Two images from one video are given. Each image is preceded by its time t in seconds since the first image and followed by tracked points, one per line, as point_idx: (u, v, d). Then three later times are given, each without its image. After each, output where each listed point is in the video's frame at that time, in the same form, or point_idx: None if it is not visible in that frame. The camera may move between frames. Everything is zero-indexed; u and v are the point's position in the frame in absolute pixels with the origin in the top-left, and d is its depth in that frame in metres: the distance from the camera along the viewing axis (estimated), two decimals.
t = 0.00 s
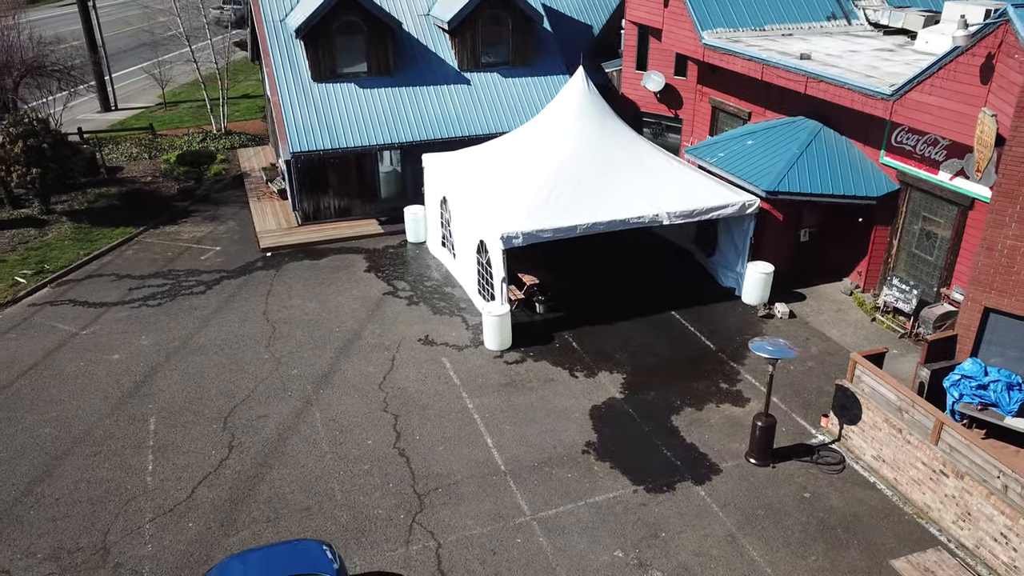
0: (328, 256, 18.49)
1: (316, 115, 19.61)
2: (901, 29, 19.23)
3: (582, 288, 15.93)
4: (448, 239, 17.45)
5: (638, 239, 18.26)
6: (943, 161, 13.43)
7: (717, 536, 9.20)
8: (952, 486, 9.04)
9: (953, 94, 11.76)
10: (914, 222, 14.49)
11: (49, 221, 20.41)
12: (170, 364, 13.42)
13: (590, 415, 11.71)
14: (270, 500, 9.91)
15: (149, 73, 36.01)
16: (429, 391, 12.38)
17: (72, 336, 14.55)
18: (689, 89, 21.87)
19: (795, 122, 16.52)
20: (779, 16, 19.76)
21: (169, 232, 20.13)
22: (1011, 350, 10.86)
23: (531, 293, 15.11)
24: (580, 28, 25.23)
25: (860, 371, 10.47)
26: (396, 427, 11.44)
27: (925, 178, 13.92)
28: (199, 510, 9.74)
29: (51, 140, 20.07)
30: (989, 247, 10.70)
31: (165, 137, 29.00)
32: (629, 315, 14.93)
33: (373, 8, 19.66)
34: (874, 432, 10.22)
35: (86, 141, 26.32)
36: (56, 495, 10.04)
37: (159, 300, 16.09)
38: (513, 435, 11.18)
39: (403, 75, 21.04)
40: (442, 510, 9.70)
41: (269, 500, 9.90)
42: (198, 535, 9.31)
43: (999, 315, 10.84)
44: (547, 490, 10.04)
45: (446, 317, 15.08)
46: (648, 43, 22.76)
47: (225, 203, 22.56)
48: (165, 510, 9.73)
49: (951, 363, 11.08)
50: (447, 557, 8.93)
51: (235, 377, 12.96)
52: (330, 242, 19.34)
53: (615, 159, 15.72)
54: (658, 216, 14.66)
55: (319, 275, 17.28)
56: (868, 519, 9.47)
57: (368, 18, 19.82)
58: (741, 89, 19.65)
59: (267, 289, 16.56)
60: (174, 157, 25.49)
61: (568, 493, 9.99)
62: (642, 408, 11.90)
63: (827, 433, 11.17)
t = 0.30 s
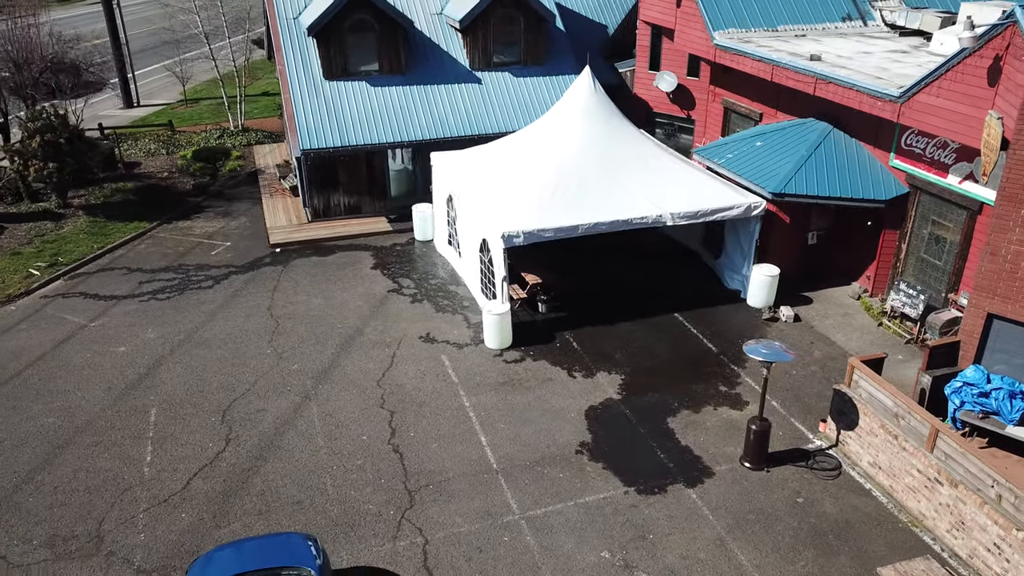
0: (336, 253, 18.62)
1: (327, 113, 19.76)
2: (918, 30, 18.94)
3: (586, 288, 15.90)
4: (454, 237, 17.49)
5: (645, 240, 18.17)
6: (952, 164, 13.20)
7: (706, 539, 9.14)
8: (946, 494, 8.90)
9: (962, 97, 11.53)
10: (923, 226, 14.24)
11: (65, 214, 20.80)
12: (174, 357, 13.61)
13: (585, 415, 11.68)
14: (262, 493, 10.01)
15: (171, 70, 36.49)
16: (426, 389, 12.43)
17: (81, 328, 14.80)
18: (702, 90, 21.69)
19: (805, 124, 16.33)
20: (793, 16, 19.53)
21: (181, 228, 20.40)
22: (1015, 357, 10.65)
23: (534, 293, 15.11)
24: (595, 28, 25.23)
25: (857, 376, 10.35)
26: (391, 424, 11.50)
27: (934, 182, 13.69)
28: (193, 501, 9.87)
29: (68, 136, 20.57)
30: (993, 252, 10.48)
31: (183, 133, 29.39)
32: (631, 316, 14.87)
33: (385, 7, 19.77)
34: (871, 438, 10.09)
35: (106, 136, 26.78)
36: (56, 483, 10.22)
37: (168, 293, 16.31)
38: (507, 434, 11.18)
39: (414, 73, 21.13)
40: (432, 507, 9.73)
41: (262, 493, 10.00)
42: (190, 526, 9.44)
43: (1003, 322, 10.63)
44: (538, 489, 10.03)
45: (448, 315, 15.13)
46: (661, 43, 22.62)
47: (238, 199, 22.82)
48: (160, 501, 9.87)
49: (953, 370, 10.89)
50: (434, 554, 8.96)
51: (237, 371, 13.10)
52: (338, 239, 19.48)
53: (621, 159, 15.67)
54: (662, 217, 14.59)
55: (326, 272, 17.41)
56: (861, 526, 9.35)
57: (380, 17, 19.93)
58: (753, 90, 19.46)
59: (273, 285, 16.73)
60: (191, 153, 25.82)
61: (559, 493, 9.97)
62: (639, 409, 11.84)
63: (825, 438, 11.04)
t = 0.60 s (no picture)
0: (343, 249, 18.76)
1: (337, 111, 19.91)
2: (933, 31, 18.62)
3: (587, 288, 15.88)
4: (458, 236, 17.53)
5: (651, 241, 18.09)
6: (960, 168, 12.96)
7: (693, 542, 9.11)
8: (938, 502, 8.78)
9: (967, 99, 11.35)
10: (931, 230, 14.03)
11: (81, 208, 21.17)
12: (178, 350, 13.81)
13: (580, 414, 11.67)
14: (255, 486, 10.13)
15: (191, 67, 36.92)
16: (423, 385, 12.49)
17: (89, 320, 15.06)
18: (714, 91, 21.52)
19: (813, 125, 16.15)
20: (806, 17, 19.31)
21: (193, 223, 20.68)
22: (1016, 365, 10.46)
23: (536, 292, 15.12)
24: (609, 27, 25.20)
25: (853, 381, 10.24)
26: (386, 419, 11.57)
27: (941, 185, 13.47)
28: (187, 492, 10.01)
29: (85, 131, 20.83)
30: (994, 257, 10.26)
31: (200, 130, 29.74)
32: (632, 316, 14.82)
33: (396, 6, 19.87)
34: (864, 444, 9.98)
35: (124, 132, 27.19)
36: (55, 472, 10.42)
37: (176, 287, 16.54)
38: (501, 432, 11.20)
39: (425, 72, 21.22)
40: (420, 503, 9.78)
41: (254, 486, 10.12)
42: (181, 516, 9.58)
43: (1003, 328, 10.44)
44: (527, 488, 10.04)
45: (450, 313, 15.19)
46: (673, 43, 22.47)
47: (251, 195, 23.06)
48: (154, 491, 10.02)
49: (952, 376, 10.73)
50: (419, 550, 9.00)
51: (238, 364, 13.25)
52: (346, 236, 19.62)
53: (625, 160, 15.64)
54: (664, 218, 14.54)
55: (332, 268, 17.55)
56: (851, 532, 9.25)
57: (391, 15, 20.05)
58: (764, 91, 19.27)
59: (279, 281, 16.89)
60: (206, 149, 26.14)
61: (547, 492, 9.98)
62: (634, 410, 11.80)
63: (820, 443, 10.94)
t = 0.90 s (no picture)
0: (349, 247, 18.88)
1: (346, 109, 20.04)
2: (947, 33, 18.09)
3: (588, 289, 15.85)
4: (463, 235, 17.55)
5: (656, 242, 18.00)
6: (965, 172, 12.79)
7: (678, 545, 9.07)
8: (927, 510, 8.66)
9: (969, 102, 11.22)
10: (937, 235, 13.82)
11: (95, 203, 21.52)
12: (180, 344, 14.00)
13: (573, 415, 11.66)
14: (246, 480, 10.23)
15: (210, 66, 37.36)
16: (419, 383, 12.55)
17: (96, 314, 15.31)
18: (724, 92, 21.34)
19: (820, 128, 15.96)
20: (818, 18, 19.07)
21: (203, 219, 20.93)
22: (1016, 372, 10.27)
23: (536, 292, 15.10)
24: (624, 27, 25.42)
25: (846, 386, 10.11)
26: (380, 417, 11.64)
27: (947, 190, 13.28)
28: (179, 484, 10.14)
29: (98, 128, 21.21)
30: (994, 263, 10.11)
31: (216, 127, 30.08)
32: (632, 318, 14.76)
33: (405, 5, 19.99)
34: (857, 450, 9.86)
35: (141, 129, 27.59)
36: (53, 462, 10.61)
37: (182, 282, 16.75)
38: (493, 432, 11.21)
39: (434, 71, 21.29)
40: (408, 500, 9.82)
41: (246, 480, 10.23)
42: (173, 508, 9.71)
43: (1002, 336, 10.27)
44: (515, 487, 10.05)
45: (450, 311, 15.23)
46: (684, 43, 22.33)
47: (262, 192, 23.30)
48: (148, 483, 10.16)
49: (950, 383, 10.58)
50: (404, 547, 9.04)
51: (237, 359, 13.39)
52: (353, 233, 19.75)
53: (628, 160, 15.60)
54: (665, 219, 14.49)
55: (336, 265, 17.66)
56: (840, 538, 9.16)
57: (400, 15, 20.16)
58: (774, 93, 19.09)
59: (284, 278, 17.04)
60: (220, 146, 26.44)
61: (535, 492, 9.98)
62: (628, 411, 11.76)
63: (814, 448, 10.83)
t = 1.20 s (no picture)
0: (354, 245, 19.01)
1: (354, 109, 20.18)
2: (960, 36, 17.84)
3: (589, 290, 15.83)
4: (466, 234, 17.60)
5: (661, 244, 17.92)
6: (971, 177, 12.64)
7: (662, 549, 9.04)
8: (915, 519, 8.56)
9: (972, 107, 11.04)
10: (942, 240, 13.62)
11: (109, 200, 21.86)
12: (183, 339, 14.18)
13: (566, 416, 11.65)
14: (238, 474, 10.35)
15: (230, 65, 37.75)
16: (414, 382, 12.61)
17: (103, 308, 15.56)
18: (735, 94, 21.13)
19: (827, 131, 15.79)
20: (829, 19, 18.87)
21: (214, 216, 21.18)
22: (1015, 381, 10.09)
23: (537, 293, 15.11)
24: (636, 31, 25.32)
25: (839, 392, 10.00)
26: (374, 414, 11.71)
27: (952, 195, 13.11)
28: (172, 477, 10.28)
29: (113, 125, 21.54)
30: (992, 269, 9.93)
31: (232, 125, 30.42)
32: (632, 320, 14.72)
33: (415, 6, 20.09)
34: (848, 456, 9.76)
35: (158, 127, 27.98)
36: (50, 452, 10.80)
37: (189, 278, 16.98)
38: (484, 431, 11.24)
39: (443, 72, 21.36)
40: (396, 497, 9.87)
41: (237, 474, 10.35)
42: (164, 500, 9.84)
43: (1001, 343, 10.08)
44: (503, 487, 10.08)
45: (451, 311, 15.28)
46: (695, 45, 22.19)
47: (273, 190, 23.53)
48: (142, 475, 10.32)
49: (947, 391, 10.43)
50: (389, 543, 9.10)
51: (237, 355, 13.54)
52: (360, 232, 19.89)
53: (630, 162, 15.56)
54: (665, 222, 14.44)
55: (341, 263, 17.79)
56: (827, 546, 9.07)
57: (410, 15, 20.27)
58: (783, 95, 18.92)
59: (289, 275, 17.20)
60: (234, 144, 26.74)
61: (523, 492, 9.99)
62: (621, 413, 11.73)
63: (807, 454, 10.73)
